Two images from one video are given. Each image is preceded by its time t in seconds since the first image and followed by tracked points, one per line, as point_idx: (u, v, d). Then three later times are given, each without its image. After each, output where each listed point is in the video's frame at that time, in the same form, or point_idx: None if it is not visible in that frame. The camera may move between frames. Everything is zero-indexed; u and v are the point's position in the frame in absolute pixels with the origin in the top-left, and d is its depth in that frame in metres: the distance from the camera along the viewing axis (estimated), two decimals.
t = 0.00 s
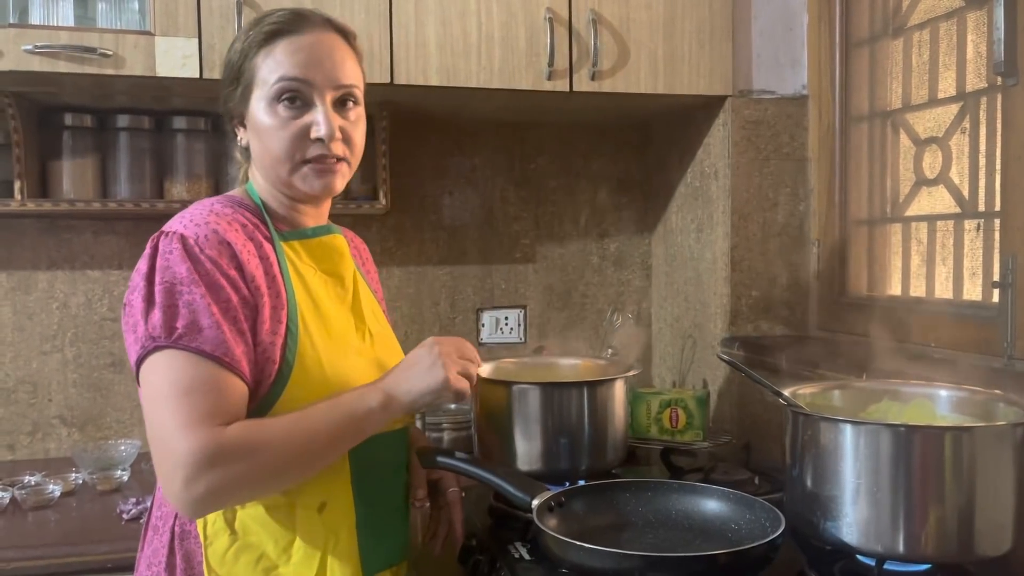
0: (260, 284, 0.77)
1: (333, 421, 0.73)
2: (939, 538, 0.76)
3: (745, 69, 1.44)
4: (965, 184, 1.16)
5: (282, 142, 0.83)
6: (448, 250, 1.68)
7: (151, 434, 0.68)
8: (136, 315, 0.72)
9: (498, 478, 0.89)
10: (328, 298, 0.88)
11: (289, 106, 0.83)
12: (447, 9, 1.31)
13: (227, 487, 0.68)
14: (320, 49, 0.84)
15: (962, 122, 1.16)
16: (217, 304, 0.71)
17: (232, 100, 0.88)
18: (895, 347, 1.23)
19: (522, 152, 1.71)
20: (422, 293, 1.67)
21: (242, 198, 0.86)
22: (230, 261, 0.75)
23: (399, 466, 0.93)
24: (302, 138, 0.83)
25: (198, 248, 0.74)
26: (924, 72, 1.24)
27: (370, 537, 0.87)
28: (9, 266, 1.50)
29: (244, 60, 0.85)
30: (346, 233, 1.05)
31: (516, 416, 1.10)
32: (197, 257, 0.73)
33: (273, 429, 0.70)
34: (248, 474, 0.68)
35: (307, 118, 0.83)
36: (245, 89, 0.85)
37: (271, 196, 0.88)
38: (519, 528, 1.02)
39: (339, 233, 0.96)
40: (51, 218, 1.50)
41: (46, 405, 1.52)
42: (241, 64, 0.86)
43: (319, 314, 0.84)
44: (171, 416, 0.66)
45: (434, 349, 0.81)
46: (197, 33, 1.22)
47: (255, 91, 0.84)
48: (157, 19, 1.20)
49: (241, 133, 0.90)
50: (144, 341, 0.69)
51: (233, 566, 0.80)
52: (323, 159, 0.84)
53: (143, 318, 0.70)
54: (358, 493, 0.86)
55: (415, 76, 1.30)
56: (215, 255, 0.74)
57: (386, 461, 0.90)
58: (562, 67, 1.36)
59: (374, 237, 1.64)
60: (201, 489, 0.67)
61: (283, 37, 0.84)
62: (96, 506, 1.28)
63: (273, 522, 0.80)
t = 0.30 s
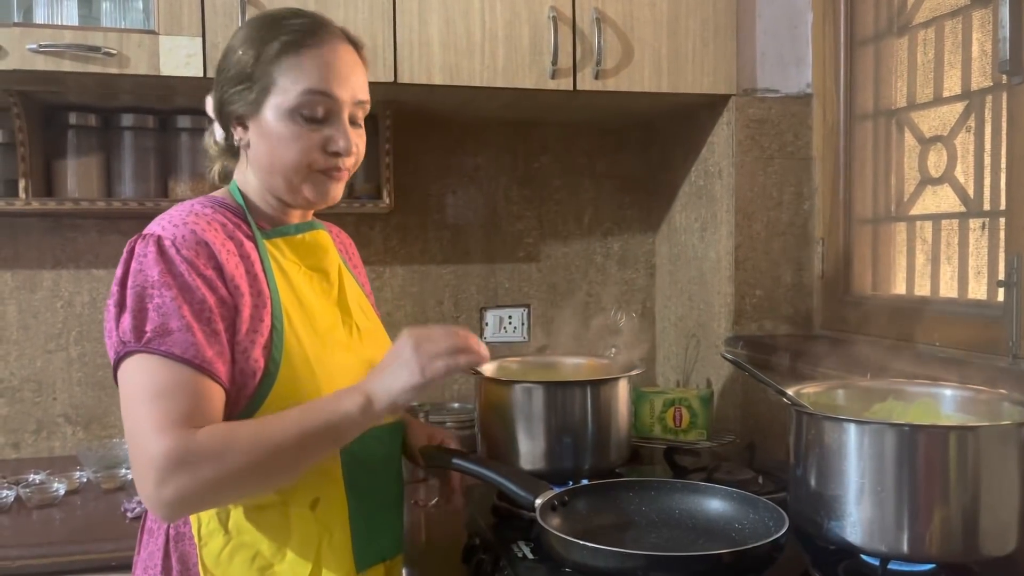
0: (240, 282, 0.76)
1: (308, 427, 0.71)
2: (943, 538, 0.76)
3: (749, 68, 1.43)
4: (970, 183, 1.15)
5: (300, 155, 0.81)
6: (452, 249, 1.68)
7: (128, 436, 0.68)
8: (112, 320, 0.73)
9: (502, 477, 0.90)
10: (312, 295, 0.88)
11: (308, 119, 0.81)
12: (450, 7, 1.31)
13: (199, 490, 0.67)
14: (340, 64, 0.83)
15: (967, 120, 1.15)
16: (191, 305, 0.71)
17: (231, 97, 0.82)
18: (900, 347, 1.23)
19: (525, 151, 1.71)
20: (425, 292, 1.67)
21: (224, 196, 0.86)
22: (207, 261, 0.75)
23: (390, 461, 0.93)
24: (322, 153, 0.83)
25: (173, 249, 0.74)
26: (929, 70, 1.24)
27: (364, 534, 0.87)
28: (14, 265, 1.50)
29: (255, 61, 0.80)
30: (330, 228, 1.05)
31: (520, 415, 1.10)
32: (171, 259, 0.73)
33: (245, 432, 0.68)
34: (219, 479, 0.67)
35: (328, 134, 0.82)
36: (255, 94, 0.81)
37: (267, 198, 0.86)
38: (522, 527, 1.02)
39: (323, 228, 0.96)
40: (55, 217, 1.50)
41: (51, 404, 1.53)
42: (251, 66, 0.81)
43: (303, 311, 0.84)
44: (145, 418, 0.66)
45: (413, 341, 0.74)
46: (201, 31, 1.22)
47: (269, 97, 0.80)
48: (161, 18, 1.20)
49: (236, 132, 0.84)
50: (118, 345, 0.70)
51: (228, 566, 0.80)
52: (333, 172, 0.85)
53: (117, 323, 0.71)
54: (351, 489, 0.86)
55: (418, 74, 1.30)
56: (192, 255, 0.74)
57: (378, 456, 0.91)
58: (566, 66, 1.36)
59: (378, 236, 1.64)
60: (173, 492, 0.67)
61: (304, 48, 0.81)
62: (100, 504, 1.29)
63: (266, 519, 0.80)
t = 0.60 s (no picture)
0: (239, 276, 0.77)
1: (289, 385, 0.69)
2: (947, 537, 0.75)
3: (753, 67, 1.43)
4: (975, 182, 1.15)
5: (321, 166, 0.82)
6: (455, 248, 1.68)
7: (130, 432, 0.68)
8: (110, 314, 0.73)
9: (504, 476, 0.90)
10: (311, 290, 0.88)
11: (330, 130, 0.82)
12: (454, 6, 1.31)
13: (201, 475, 0.67)
14: (360, 75, 0.84)
15: (972, 119, 1.15)
16: (191, 298, 0.72)
17: (246, 102, 0.81)
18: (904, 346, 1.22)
19: (528, 149, 1.71)
20: (429, 291, 1.67)
21: (221, 191, 0.85)
22: (206, 254, 0.75)
23: (388, 459, 0.94)
24: (340, 163, 0.84)
25: (172, 242, 0.74)
26: (934, 69, 1.23)
27: (360, 530, 0.88)
28: (20, 263, 1.51)
29: (275, 68, 0.79)
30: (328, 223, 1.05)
31: (522, 413, 1.10)
32: (171, 251, 0.73)
33: (232, 405, 0.67)
34: (216, 459, 0.67)
35: (348, 145, 0.83)
36: (277, 102, 0.80)
37: (274, 200, 0.86)
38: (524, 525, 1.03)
39: (321, 225, 0.96)
40: (60, 215, 1.51)
41: (56, 402, 1.53)
42: (273, 74, 0.80)
43: (301, 307, 0.84)
44: (143, 409, 0.66)
45: (361, 272, 0.74)
46: (205, 30, 1.22)
47: (291, 106, 0.80)
48: (165, 17, 1.20)
49: (250, 136, 0.82)
50: (119, 338, 0.70)
51: (225, 562, 0.79)
52: (348, 182, 0.86)
53: (116, 317, 0.71)
54: (348, 485, 0.86)
55: (422, 72, 1.30)
56: (190, 248, 0.74)
57: (377, 454, 0.91)
58: (569, 64, 1.36)
59: (381, 235, 1.64)
60: (176, 481, 0.67)
61: (326, 58, 0.81)
62: (105, 502, 1.29)
63: (264, 515, 0.80)
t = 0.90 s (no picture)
0: (241, 276, 0.77)
1: (291, 398, 0.69)
2: (950, 536, 0.75)
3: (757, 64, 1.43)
4: (979, 180, 1.15)
5: (294, 134, 0.82)
6: (459, 246, 1.68)
7: (127, 430, 0.68)
8: (112, 310, 0.73)
9: (507, 474, 0.90)
10: (315, 290, 0.88)
11: (301, 97, 0.82)
12: (457, 3, 1.31)
13: (195, 479, 0.67)
14: (333, 42, 0.84)
15: (977, 117, 1.15)
16: (192, 298, 0.71)
17: (235, 90, 0.86)
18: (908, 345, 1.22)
19: (532, 147, 1.71)
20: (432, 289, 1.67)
21: (229, 189, 0.86)
22: (209, 253, 0.75)
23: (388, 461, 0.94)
24: (315, 131, 0.82)
25: (177, 240, 0.74)
26: (939, 66, 1.23)
27: (355, 532, 0.87)
28: (24, 261, 1.51)
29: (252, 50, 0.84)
30: (334, 221, 1.05)
31: (525, 411, 1.10)
32: (174, 250, 0.73)
33: (232, 414, 0.67)
34: (212, 465, 0.67)
35: (320, 110, 0.82)
36: (253, 79, 0.84)
37: (272, 187, 0.87)
38: (527, 523, 1.03)
39: (327, 225, 0.96)
40: (64, 213, 1.51)
41: (60, 398, 1.53)
42: (250, 53, 0.85)
43: (305, 308, 0.84)
44: (140, 410, 0.66)
45: (365, 286, 0.72)
46: (209, 28, 1.22)
47: (265, 81, 0.83)
48: (169, 15, 1.21)
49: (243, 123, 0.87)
50: (119, 336, 0.70)
51: (221, 561, 0.80)
52: (332, 152, 0.84)
53: (117, 313, 0.71)
54: (345, 488, 0.86)
55: (425, 70, 1.30)
56: (194, 247, 0.74)
57: (376, 456, 0.91)
58: (573, 62, 1.35)
59: (385, 232, 1.65)
60: (170, 483, 0.67)
61: (296, 28, 0.84)
62: (109, 498, 1.29)
63: (261, 516, 0.80)
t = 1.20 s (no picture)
0: (245, 275, 0.77)
1: (292, 433, 0.71)
2: (952, 534, 0.75)
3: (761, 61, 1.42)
4: (983, 178, 1.14)
5: (271, 121, 0.83)
6: (461, 243, 1.68)
7: (117, 425, 0.69)
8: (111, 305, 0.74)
9: (509, 471, 0.90)
10: (322, 288, 0.88)
11: (274, 84, 0.84)
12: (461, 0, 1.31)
13: (178, 486, 0.68)
14: (303, 24, 0.85)
15: (980, 115, 1.14)
16: (187, 297, 0.71)
17: (221, 91, 0.89)
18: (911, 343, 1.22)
19: (535, 144, 1.71)
20: (435, 286, 1.68)
21: (238, 185, 0.87)
22: (213, 251, 0.75)
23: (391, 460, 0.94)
24: (290, 115, 0.83)
25: (179, 237, 0.74)
26: (942, 64, 1.22)
27: (355, 530, 0.88)
28: (28, 257, 1.52)
29: (227, 47, 0.87)
30: (343, 219, 1.05)
31: (527, 408, 1.11)
32: (174, 248, 0.73)
33: (229, 434, 0.69)
34: (198, 477, 0.68)
35: (293, 93, 0.83)
36: (233, 73, 0.86)
37: (268, 182, 0.88)
38: (530, 520, 1.03)
39: (336, 222, 0.96)
40: (67, 209, 1.52)
41: (63, 395, 1.54)
42: (227, 48, 0.87)
43: (311, 306, 0.84)
44: (132, 408, 0.67)
45: (394, 347, 0.75)
46: (212, 25, 1.22)
47: (241, 74, 0.85)
48: (172, 11, 1.21)
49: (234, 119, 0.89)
50: (112, 332, 0.71)
51: (221, 558, 0.80)
52: (314, 134, 0.84)
53: (114, 309, 0.72)
54: (347, 486, 0.86)
55: (428, 67, 1.30)
56: (197, 244, 0.74)
57: (380, 455, 0.92)
58: (576, 59, 1.35)
59: (387, 230, 1.65)
60: (151, 485, 0.68)
61: (264, 15, 0.85)
62: (112, 494, 1.30)
63: (264, 513, 0.81)
